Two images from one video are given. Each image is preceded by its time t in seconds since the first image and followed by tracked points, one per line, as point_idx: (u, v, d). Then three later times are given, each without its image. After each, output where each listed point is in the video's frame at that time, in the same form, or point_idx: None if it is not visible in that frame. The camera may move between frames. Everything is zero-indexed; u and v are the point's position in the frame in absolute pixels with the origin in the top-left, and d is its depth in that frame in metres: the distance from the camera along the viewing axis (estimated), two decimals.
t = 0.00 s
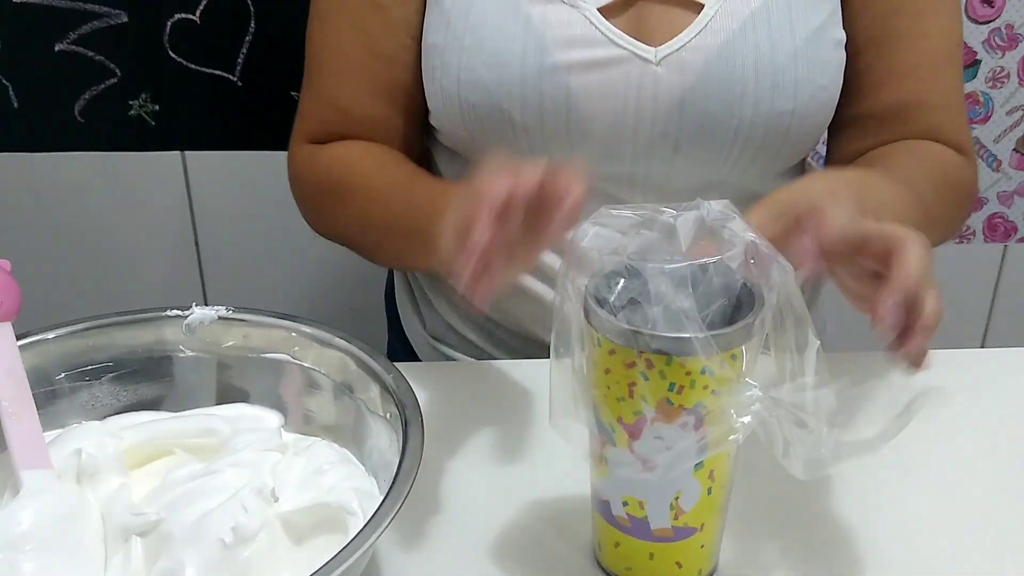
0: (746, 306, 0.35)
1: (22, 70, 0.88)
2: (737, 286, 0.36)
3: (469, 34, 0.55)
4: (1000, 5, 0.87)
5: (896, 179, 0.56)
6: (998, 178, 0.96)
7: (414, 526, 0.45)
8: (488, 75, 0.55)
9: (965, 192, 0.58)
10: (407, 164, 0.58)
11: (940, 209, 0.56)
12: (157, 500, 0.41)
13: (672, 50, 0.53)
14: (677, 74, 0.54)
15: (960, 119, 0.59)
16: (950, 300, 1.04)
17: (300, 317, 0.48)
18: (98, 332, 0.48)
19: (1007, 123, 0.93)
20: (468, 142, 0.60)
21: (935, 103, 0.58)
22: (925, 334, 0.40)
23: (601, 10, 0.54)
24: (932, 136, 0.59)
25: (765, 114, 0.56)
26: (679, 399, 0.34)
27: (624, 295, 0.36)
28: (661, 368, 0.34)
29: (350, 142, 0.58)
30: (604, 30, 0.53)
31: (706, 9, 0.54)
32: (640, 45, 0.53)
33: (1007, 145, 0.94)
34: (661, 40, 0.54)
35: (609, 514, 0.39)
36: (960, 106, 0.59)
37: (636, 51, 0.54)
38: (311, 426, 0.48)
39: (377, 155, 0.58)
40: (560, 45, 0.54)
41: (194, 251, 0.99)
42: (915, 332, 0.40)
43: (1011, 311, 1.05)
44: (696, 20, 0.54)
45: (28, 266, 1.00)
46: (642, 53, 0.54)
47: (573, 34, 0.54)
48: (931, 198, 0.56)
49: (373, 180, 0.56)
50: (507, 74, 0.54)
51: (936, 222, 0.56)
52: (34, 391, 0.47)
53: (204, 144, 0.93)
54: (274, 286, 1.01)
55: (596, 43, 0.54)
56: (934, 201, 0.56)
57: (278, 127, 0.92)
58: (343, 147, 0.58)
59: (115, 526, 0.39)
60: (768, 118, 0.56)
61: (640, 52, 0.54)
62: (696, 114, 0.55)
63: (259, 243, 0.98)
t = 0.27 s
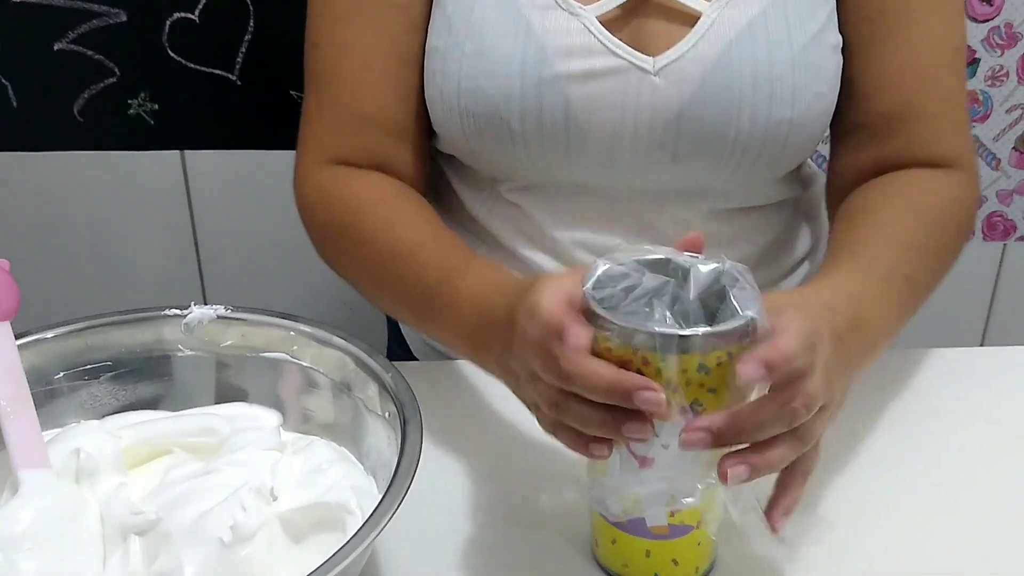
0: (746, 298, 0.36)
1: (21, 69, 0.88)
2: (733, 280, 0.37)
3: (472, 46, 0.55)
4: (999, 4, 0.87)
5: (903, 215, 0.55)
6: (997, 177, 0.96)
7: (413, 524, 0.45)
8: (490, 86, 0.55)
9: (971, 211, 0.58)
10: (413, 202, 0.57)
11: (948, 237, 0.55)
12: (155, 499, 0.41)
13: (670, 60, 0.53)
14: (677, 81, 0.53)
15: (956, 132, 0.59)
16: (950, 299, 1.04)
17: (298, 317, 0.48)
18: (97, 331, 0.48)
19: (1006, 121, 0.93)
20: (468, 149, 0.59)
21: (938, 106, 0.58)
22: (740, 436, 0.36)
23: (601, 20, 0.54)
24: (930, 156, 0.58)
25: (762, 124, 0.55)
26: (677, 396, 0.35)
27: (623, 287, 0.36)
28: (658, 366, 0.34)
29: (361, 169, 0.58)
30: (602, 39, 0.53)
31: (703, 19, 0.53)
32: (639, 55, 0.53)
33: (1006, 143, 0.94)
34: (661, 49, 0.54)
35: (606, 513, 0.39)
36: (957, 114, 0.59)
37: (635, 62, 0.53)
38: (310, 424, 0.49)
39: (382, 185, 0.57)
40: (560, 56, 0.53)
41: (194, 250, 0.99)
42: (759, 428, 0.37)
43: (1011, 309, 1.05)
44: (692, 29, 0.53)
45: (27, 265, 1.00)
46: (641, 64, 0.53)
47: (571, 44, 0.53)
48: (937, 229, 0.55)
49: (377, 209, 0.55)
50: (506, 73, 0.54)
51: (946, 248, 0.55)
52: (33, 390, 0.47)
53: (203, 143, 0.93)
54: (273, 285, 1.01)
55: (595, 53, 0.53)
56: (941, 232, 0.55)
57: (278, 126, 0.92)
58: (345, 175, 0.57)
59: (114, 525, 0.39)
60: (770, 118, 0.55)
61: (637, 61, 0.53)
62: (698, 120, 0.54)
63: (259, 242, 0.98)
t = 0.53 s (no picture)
0: (743, 289, 0.36)
1: (20, 67, 0.88)
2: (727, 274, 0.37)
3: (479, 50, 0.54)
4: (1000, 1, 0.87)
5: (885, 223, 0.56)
6: (998, 174, 0.96)
7: (412, 521, 0.45)
8: (495, 88, 0.54)
9: (952, 226, 0.58)
10: (414, 207, 0.58)
11: (926, 249, 0.56)
12: (154, 497, 0.41)
13: (679, 61, 0.53)
14: (686, 80, 0.53)
15: (944, 142, 0.60)
16: (950, 297, 1.04)
17: (298, 314, 0.48)
18: (96, 329, 0.48)
19: (1007, 119, 0.93)
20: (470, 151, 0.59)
21: (936, 112, 0.59)
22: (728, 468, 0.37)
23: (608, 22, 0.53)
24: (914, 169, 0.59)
25: (773, 120, 0.55)
26: (671, 391, 0.34)
27: (616, 284, 0.37)
28: (653, 361, 0.34)
29: (358, 172, 0.58)
30: (609, 40, 0.53)
31: (711, 19, 0.53)
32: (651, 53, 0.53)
33: (1006, 141, 0.94)
34: (670, 50, 0.53)
35: (604, 510, 0.40)
36: (948, 124, 0.60)
37: (643, 63, 0.53)
38: (310, 422, 0.48)
39: (384, 192, 0.58)
40: (566, 58, 0.53)
41: (193, 248, 0.99)
42: (740, 460, 0.37)
43: (1011, 307, 1.05)
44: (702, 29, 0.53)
45: (26, 263, 0.99)
46: (649, 65, 0.53)
47: (578, 46, 0.53)
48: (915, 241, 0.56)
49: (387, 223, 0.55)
50: (506, 70, 0.54)
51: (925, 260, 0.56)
52: (32, 387, 0.46)
53: (202, 141, 0.92)
54: (273, 283, 1.01)
55: (602, 54, 0.53)
56: (920, 244, 0.56)
57: (277, 123, 0.91)
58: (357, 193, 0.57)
59: (112, 523, 0.39)
60: (772, 115, 0.55)
61: (647, 65, 0.53)
62: (702, 121, 0.54)
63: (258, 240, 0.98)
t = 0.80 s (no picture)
0: (743, 287, 0.36)
1: (19, 66, 0.88)
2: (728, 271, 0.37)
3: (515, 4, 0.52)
4: None
5: (895, 239, 0.56)
6: (998, 173, 0.96)
7: (411, 521, 0.45)
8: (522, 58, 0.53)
9: (952, 244, 0.58)
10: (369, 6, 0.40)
11: (928, 264, 0.56)
12: (153, 496, 0.41)
13: (703, 47, 0.52)
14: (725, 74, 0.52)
15: (949, 161, 0.60)
16: (951, 295, 1.04)
17: (297, 313, 0.48)
18: (94, 328, 0.47)
19: (1007, 117, 0.92)
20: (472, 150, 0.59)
21: (942, 127, 0.59)
22: (722, 463, 0.36)
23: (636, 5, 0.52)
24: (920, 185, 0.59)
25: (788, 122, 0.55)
26: (670, 390, 0.34)
27: (615, 278, 0.37)
28: (653, 361, 0.34)
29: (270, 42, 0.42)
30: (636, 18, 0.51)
31: (739, 10, 0.52)
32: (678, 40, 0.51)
33: (1006, 139, 0.94)
34: (695, 37, 0.52)
35: (603, 509, 0.39)
36: (954, 144, 0.60)
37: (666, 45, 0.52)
38: (308, 421, 0.48)
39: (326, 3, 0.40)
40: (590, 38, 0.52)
41: (193, 247, 0.99)
42: (736, 457, 0.36)
43: (1012, 306, 1.05)
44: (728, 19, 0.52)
45: (25, 262, 0.99)
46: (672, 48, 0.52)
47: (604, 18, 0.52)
48: (918, 258, 0.56)
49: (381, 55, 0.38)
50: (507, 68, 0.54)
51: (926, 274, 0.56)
52: (31, 386, 0.46)
53: (201, 140, 0.92)
54: (273, 281, 1.01)
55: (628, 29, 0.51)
56: (923, 259, 0.56)
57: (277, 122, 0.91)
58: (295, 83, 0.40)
59: (112, 522, 0.39)
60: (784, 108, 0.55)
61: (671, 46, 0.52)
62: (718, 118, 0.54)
63: (258, 239, 0.98)
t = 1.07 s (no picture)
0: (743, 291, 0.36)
1: (18, 67, 0.88)
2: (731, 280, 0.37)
3: None
4: None
5: (886, 248, 0.56)
6: (998, 172, 0.96)
7: (410, 521, 0.45)
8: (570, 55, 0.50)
9: (943, 255, 0.58)
10: None
11: (919, 273, 0.56)
12: (152, 498, 0.41)
13: (748, 55, 0.50)
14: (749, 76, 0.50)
15: (946, 173, 0.59)
16: (951, 295, 1.04)
17: (296, 314, 0.48)
18: (93, 330, 0.47)
19: (1007, 116, 0.92)
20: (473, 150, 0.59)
21: (942, 139, 0.59)
22: (724, 463, 0.36)
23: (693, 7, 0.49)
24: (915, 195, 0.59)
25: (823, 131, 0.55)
26: (671, 391, 0.34)
27: (615, 283, 0.37)
28: (654, 361, 0.34)
29: None
30: (688, 18, 0.49)
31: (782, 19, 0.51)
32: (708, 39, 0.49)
33: (1006, 139, 0.94)
34: (740, 43, 0.51)
35: (604, 511, 0.39)
36: (952, 157, 0.59)
37: (712, 48, 0.50)
38: (307, 422, 0.48)
39: None
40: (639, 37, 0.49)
41: (192, 248, 0.99)
42: (738, 457, 0.37)
43: (1013, 305, 1.05)
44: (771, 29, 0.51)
45: (24, 263, 0.99)
46: (718, 52, 0.50)
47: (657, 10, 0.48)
48: (909, 267, 0.56)
49: None
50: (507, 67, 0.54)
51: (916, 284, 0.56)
52: (29, 388, 0.46)
53: (201, 140, 0.92)
54: (272, 282, 1.01)
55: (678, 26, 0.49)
56: (913, 268, 0.56)
57: (276, 122, 0.91)
58: None
59: (112, 524, 0.39)
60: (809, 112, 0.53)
61: (717, 52, 0.50)
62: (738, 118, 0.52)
63: (257, 239, 0.98)
